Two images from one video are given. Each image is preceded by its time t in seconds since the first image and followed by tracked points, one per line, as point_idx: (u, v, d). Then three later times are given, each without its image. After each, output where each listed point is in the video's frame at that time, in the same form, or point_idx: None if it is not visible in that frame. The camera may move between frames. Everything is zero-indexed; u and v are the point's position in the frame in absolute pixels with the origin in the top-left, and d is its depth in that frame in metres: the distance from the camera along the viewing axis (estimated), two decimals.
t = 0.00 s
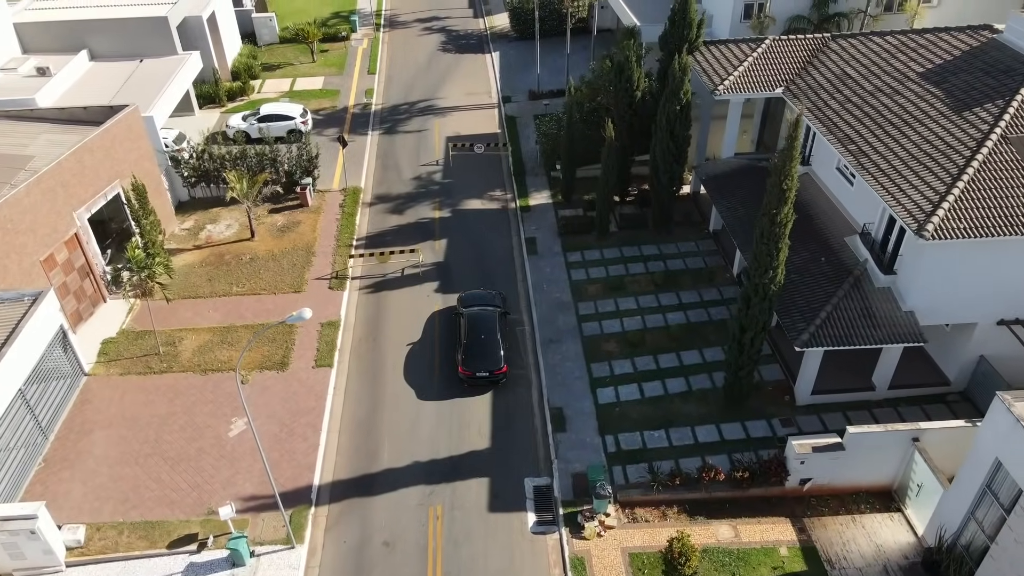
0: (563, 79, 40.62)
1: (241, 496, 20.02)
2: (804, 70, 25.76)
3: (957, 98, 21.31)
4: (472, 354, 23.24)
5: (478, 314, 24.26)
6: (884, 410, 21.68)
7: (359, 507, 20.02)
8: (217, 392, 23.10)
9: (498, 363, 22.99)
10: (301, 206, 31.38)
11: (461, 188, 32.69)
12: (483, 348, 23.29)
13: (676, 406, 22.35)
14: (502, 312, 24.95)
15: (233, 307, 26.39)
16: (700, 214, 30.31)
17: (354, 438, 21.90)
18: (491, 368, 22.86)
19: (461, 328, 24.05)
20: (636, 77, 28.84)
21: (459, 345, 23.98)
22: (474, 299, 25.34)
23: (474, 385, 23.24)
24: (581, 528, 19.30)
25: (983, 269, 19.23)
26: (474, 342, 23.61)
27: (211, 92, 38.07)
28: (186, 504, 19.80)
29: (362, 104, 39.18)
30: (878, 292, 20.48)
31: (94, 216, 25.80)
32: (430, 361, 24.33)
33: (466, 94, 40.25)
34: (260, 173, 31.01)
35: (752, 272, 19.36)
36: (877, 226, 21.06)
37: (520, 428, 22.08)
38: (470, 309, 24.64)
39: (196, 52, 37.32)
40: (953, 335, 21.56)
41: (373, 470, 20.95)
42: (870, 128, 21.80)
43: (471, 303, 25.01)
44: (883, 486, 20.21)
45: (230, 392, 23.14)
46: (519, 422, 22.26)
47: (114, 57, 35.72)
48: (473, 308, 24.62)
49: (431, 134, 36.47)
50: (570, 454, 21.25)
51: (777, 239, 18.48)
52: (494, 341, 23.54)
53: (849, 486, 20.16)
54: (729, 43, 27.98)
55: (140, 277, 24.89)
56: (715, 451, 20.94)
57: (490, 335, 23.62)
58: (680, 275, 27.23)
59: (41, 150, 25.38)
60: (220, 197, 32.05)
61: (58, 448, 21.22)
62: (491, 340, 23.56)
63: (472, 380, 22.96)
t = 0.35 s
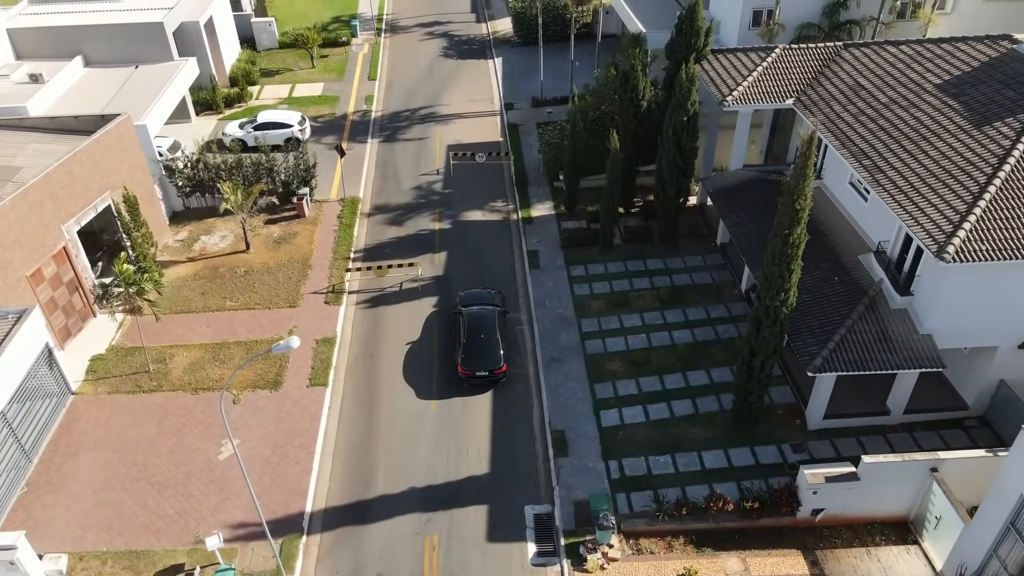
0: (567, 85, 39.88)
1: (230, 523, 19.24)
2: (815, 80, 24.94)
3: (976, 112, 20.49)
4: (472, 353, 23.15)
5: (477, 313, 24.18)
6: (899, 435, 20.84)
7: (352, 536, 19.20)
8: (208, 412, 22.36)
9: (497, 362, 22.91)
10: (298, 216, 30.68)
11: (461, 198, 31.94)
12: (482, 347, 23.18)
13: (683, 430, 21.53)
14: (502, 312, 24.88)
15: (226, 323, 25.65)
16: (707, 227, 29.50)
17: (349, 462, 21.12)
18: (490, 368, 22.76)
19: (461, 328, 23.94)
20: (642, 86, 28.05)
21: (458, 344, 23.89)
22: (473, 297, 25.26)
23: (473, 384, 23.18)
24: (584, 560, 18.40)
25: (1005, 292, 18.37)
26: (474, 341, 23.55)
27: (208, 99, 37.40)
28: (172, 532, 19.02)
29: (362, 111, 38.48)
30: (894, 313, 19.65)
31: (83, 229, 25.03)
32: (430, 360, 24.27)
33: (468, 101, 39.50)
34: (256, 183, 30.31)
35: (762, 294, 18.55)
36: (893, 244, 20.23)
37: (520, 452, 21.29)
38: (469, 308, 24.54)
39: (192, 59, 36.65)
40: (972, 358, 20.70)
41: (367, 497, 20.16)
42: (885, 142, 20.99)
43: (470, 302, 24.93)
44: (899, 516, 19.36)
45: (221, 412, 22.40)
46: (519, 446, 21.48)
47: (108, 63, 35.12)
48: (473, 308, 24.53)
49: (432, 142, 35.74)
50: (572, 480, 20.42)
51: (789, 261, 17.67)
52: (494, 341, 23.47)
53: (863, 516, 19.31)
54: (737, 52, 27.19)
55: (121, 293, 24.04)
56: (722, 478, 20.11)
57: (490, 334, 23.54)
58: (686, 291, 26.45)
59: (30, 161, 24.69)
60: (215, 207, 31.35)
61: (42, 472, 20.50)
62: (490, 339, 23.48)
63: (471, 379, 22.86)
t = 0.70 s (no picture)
0: (571, 93, 39.15)
1: (218, 553, 18.48)
2: (828, 92, 24.12)
3: (997, 127, 19.66)
4: (471, 353, 23.07)
5: (476, 313, 24.11)
6: (915, 463, 19.99)
7: (345, 567, 18.41)
8: (198, 433, 21.63)
9: (497, 362, 22.83)
10: (295, 228, 29.97)
11: (462, 209, 31.19)
12: (481, 347, 23.10)
13: (690, 456, 20.72)
14: (502, 311, 24.83)
15: (219, 339, 24.95)
16: (714, 240, 28.70)
17: (342, 489, 20.35)
18: (490, 368, 22.69)
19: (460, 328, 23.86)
20: (648, 96, 27.30)
21: (458, 344, 23.80)
22: (472, 297, 25.20)
23: (473, 385, 23.07)
24: None
25: None
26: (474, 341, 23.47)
27: (206, 106, 36.74)
28: (158, 562, 18.27)
29: (362, 118, 37.79)
30: (910, 338, 18.83)
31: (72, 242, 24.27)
32: (429, 360, 24.17)
33: (470, 108, 38.75)
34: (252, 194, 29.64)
35: (773, 319, 17.74)
36: (909, 265, 19.38)
37: (520, 478, 20.51)
38: (469, 308, 24.47)
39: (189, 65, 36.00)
40: (992, 383, 19.84)
41: (361, 525, 19.39)
42: (901, 158, 20.17)
43: (469, 302, 24.86)
44: (916, 551, 18.50)
45: (211, 434, 21.68)
46: (519, 471, 20.70)
47: (103, 69, 34.46)
48: (472, 307, 24.47)
49: (433, 151, 35.02)
50: (575, 509, 19.60)
51: (801, 285, 16.85)
52: (494, 341, 23.40)
53: (878, 550, 18.48)
54: (747, 61, 26.39)
55: (116, 309, 22.84)
56: (731, 507, 19.29)
57: (489, 334, 23.46)
58: (692, 308, 25.65)
59: (18, 173, 24.02)
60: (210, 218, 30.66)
61: (25, 497, 19.79)
62: (490, 339, 23.40)
63: (470, 379, 22.77)
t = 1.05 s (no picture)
0: (574, 102, 38.44)
1: None
2: (840, 105, 23.32)
3: (1018, 144, 18.86)
4: (470, 353, 23.06)
5: (474, 314, 24.11)
6: (932, 494, 19.19)
7: None
8: (187, 458, 20.87)
9: (497, 362, 22.81)
10: (291, 240, 29.23)
11: (462, 222, 30.45)
12: (480, 349, 23.07)
13: (697, 485, 19.93)
14: (500, 312, 24.83)
15: (211, 357, 24.22)
16: (722, 256, 27.93)
17: (335, 519, 19.58)
18: (489, 369, 22.65)
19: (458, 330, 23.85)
20: (654, 108, 26.40)
21: (456, 344, 23.78)
22: (470, 299, 25.18)
23: (473, 385, 23.00)
24: None
25: None
26: (472, 343, 23.41)
27: (202, 114, 36.06)
28: None
29: (361, 126, 37.08)
30: (929, 365, 17.99)
31: (61, 259, 23.60)
32: (428, 361, 24.15)
33: (471, 117, 38.02)
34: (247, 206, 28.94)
35: (785, 347, 16.97)
36: (927, 287, 18.57)
37: (520, 507, 19.74)
38: (466, 310, 24.44)
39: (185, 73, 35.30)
40: (1013, 412, 19.02)
41: (354, 558, 18.61)
42: (918, 176, 19.38)
43: (467, 304, 24.86)
44: None
45: (200, 459, 20.94)
46: (519, 500, 19.91)
47: (96, 77, 33.73)
48: (470, 309, 24.44)
49: (433, 161, 34.31)
50: (577, 541, 18.79)
51: (816, 313, 16.08)
52: (493, 341, 23.37)
53: None
54: (756, 72, 25.62)
55: (104, 330, 22.03)
56: (740, 540, 18.45)
57: (488, 335, 23.43)
58: (699, 327, 24.88)
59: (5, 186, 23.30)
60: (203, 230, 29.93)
61: (6, 526, 19.05)
62: (489, 341, 23.37)
63: (470, 381, 22.72)
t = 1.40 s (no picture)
0: (578, 110, 37.66)
1: None
2: (853, 120, 22.49)
3: None
4: (468, 356, 22.95)
5: (470, 316, 23.99)
6: (950, 530, 18.34)
7: None
8: (175, 485, 20.10)
9: (495, 364, 22.74)
10: (286, 254, 28.50)
11: (462, 235, 29.69)
12: (478, 351, 22.97)
13: (704, 517, 19.09)
14: (496, 313, 24.74)
15: (202, 377, 23.46)
16: (730, 272, 27.11)
17: (327, 550, 18.79)
18: (488, 371, 22.59)
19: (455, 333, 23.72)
20: (660, 121, 25.53)
21: (453, 346, 23.71)
22: (465, 301, 25.03)
23: (471, 387, 23.01)
24: None
25: None
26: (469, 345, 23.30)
27: (198, 122, 35.37)
28: None
29: (360, 135, 36.36)
30: (949, 396, 17.13)
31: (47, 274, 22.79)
32: (424, 363, 24.07)
33: (473, 126, 37.27)
34: (242, 219, 28.23)
35: (798, 378, 16.15)
36: (946, 313, 17.75)
37: (519, 540, 18.93)
38: (462, 313, 24.30)
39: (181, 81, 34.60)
40: None
41: None
42: (937, 196, 18.55)
43: (462, 306, 24.73)
44: None
45: (188, 486, 20.19)
46: (518, 532, 19.10)
47: (90, 85, 33.02)
48: (466, 312, 24.30)
49: (433, 171, 33.57)
50: None
51: (831, 344, 15.26)
52: (490, 343, 23.29)
53: None
54: (766, 84, 24.81)
55: (84, 355, 21.04)
56: None
57: (485, 336, 23.36)
58: (706, 348, 24.09)
59: None
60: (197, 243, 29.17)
61: None
62: (486, 343, 23.27)
63: (469, 383, 22.68)
